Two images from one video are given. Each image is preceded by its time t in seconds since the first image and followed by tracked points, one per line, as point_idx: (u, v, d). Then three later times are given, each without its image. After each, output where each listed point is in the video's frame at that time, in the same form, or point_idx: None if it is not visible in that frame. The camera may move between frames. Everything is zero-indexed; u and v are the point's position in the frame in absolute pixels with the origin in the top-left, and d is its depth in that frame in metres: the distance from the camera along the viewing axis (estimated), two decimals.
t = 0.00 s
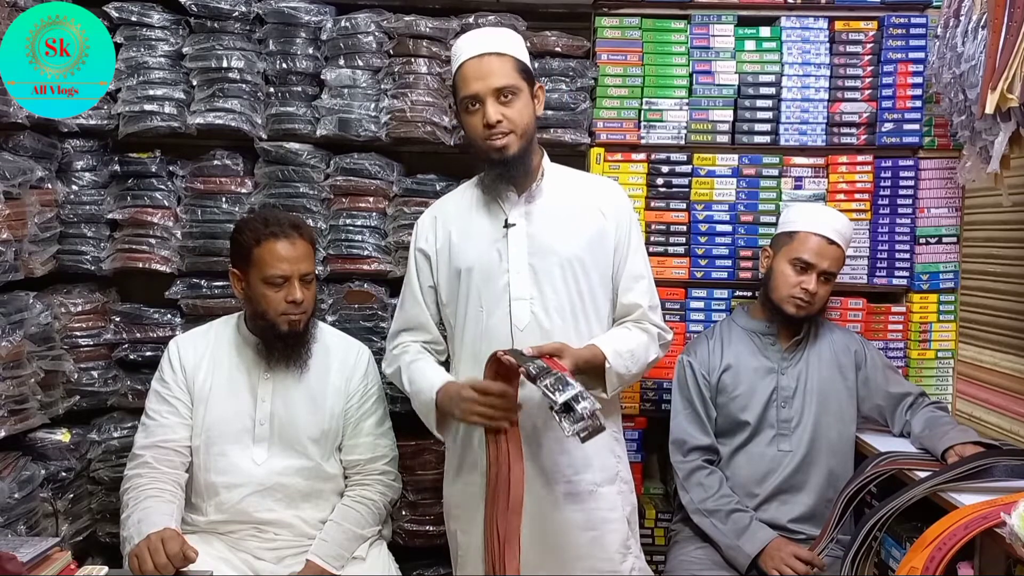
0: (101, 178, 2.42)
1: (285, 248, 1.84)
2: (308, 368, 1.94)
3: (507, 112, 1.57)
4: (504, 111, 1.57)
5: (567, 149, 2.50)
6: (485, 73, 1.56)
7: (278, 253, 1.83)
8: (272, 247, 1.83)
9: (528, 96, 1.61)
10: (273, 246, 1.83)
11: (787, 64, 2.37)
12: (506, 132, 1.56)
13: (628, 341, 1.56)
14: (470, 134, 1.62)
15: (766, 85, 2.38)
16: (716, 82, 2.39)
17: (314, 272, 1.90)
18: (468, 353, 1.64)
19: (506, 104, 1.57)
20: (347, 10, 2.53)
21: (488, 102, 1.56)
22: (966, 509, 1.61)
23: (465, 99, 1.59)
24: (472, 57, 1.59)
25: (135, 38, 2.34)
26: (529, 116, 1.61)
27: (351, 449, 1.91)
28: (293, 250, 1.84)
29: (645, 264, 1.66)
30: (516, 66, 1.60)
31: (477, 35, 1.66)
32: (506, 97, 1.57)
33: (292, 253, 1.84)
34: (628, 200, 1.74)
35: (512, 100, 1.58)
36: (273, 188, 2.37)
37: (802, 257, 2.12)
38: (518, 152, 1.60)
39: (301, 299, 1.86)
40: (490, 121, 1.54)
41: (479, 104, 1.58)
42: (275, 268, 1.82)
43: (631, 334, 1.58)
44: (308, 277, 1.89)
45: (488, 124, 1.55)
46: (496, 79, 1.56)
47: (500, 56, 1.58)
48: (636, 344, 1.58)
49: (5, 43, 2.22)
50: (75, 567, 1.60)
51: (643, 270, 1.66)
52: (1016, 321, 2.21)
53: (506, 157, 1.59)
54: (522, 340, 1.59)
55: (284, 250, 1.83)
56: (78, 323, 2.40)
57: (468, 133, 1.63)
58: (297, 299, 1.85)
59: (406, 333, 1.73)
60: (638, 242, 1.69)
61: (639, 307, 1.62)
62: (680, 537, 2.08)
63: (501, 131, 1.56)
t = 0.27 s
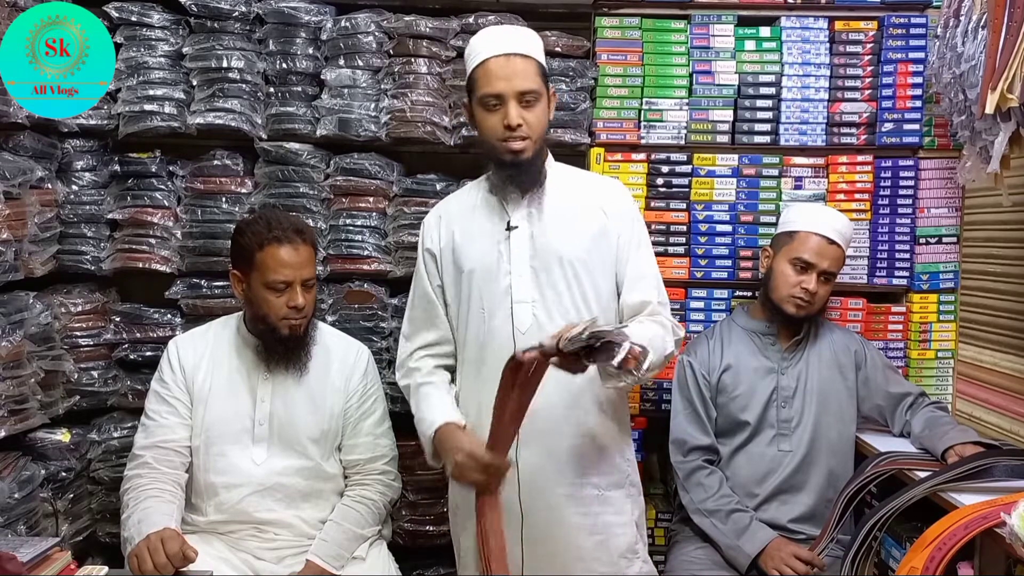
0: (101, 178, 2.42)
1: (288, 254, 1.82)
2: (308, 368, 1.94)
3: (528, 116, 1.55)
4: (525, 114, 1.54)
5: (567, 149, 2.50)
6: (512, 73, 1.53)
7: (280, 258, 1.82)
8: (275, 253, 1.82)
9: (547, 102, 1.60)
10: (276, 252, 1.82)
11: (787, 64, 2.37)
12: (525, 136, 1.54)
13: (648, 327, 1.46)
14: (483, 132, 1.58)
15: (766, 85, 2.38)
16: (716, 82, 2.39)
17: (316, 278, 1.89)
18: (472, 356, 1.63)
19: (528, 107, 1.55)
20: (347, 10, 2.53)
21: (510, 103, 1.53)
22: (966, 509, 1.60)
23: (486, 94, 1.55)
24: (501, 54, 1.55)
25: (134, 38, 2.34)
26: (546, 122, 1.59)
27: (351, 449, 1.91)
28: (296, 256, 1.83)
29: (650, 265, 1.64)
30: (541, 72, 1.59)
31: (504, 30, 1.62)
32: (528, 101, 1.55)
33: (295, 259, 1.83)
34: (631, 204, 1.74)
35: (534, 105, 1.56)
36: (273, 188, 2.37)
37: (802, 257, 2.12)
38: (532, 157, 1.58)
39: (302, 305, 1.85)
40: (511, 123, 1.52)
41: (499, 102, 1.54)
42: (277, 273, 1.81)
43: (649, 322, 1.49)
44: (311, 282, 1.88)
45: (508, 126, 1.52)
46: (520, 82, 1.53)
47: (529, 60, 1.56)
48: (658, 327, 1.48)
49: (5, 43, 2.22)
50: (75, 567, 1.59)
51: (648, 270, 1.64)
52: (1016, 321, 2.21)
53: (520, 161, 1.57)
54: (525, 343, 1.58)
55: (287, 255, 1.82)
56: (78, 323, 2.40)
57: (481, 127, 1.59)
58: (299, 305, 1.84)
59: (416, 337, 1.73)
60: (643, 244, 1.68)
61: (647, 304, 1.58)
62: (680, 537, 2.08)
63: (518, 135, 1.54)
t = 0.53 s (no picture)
0: (101, 178, 2.42)
1: (288, 254, 1.82)
2: (309, 369, 1.94)
3: (568, 119, 1.50)
4: (565, 116, 1.49)
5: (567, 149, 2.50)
6: (561, 75, 1.47)
7: (280, 259, 1.81)
8: (274, 253, 1.81)
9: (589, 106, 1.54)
10: (275, 252, 1.81)
11: (787, 64, 2.37)
12: (560, 138, 1.50)
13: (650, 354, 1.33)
14: (517, 125, 1.54)
15: (766, 85, 2.38)
16: (716, 82, 2.39)
17: (315, 279, 1.88)
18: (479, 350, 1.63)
19: (569, 109, 1.49)
20: (347, 10, 2.53)
21: (553, 104, 1.48)
22: (966, 508, 1.59)
23: (530, 90, 1.48)
24: (551, 53, 1.49)
25: (135, 38, 2.34)
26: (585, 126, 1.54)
27: (351, 449, 1.91)
28: (295, 256, 1.82)
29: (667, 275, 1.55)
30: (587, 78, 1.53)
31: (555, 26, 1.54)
32: (570, 103, 1.49)
33: (294, 260, 1.82)
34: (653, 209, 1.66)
35: (576, 110, 1.51)
36: (273, 188, 2.37)
37: (802, 258, 2.12)
38: (564, 160, 1.54)
39: (301, 306, 1.84)
40: (549, 123, 1.47)
41: (542, 100, 1.48)
42: (277, 274, 1.81)
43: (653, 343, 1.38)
44: (310, 283, 1.87)
45: (546, 125, 1.48)
46: (565, 84, 1.47)
47: (578, 65, 1.50)
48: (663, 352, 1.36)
49: (5, 44, 2.20)
50: (74, 567, 1.57)
51: (662, 280, 1.54)
52: (1016, 321, 2.21)
53: (550, 163, 1.53)
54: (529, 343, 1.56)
55: (287, 256, 1.81)
56: (78, 323, 2.40)
57: (518, 120, 1.52)
58: (297, 306, 1.83)
59: (426, 325, 1.72)
60: (656, 252, 1.60)
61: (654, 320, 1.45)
62: (680, 537, 2.08)
63: (555, 138, 1.50)
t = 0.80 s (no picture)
0: (101, 178, 2.42)
1: (286, 254, 1.81)
2: (309, 369, 1.94)
3: (608, 132, 1.35)
4: (605, 129, 1.34)
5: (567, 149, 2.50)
6: (604, 85, 1.30)
7: (278, 259, 1.80)
8: (273, 253, 1.81)
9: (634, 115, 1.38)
10: (274, 252, 1.81)
11: (787, 64, 2.37)
12: (598, 152, 1.36)
13: (637, 435, 1.19)
14: (553, 129, 1.39)
15: (766, 85, 2.38)
16: (716, 82, 2.39)
17: (314, 278, 1.87)
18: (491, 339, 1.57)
19: (610, 121, 1.34)
20: (347, 10, 2.53)
21: (591, 115, 1.32)
22: (965, 509, 1.59)
23: (568, 97, 1.32)
24: (596, 58, 1.32)
25: (135, 38, 2.34)
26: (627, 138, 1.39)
27: (351, 449, 1.91)
28: (294, 256, 1.82)
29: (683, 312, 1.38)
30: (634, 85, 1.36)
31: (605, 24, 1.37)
32: (612, 115, 1.33)
33: (293, 259, 1.81)
34: (690, 224, 1.49)
35: (618, 121, 1.35)
36: (273, 188, 2.37)
37: (802, 258, 2.12)
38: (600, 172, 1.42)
39: (300, 306, 1.84)
40: (587, 137, 1.33)
41: (581, 109, 1.32)
42: (275, 273, 1.80)
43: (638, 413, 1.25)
44: (309, 283, 1.86)
45: (584, 139, 1.33)
46: (609, 94, 1.31)
47: (626, 72, 1.33)
48: (652, 433, 1.23)
49: (5, 43, 2.20)
50: (75, 567, 1.56)
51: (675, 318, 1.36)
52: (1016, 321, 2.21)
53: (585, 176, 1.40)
54: (531, 348, 1.48)
55: (285, 256, 1.80)
56: (78, 323, 2.40)
57: (554, 125, 1.38)
58: (296, 305, 1.83)
59: (454, 294, 1.66)
60: (678, 282, 1.41)
61: (657, 362, 1.30)
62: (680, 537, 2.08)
63: (590, 151, 1.36)
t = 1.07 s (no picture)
0: (101, 178, 2.42)
1: (285, 253, 1.81)
2: (309, 369, 1.94)
3: (641, 149, 1.31)
4: (639, 146, 1.31)
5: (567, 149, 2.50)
6: (640, 100, 1.26)
7: (277, 258, 1.80)
8: (271, 252, 1.80)
9: (669, 132, 1.34)
10: (273, 251, 1.80)
11: (787, 64, 2.37)
12: (629, 168, 1.33)
13: (638, 467, 1.17)
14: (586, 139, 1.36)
15: (766, 85, 2.38)
16: (716, 82, 2.39)
17: (313, 277, 1.87)
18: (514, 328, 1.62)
19: (645, 138, 1.30)
20: (347, 10, 2.53)
21: (625, 131, 1.29)
22: (966, 508, 1.59)
23: (603, 111, 1.29)
24: (636, 71, 1.28)
25: (135, 38, 2.34)
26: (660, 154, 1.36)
27: (351, 449, 1.91)
28: (293, 256, 1.81)
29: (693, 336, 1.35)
30: (674, 101, 1.31)
31: (647, 32, 1.34)
32: (647, 132, 1.30)
33: (291, 258, 1.81)
34: (714, 243, 1.46)
35: (653, 138, 1.31)
36: (273, 188, 2.37)
37: (802, 259, 2.12)
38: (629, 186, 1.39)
39: (299, 305, 1.84)
40: (619, 154, 1.29)
41: (615, 124, 1.29)
42: (274, 273, 1.80)
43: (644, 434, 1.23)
44: (307, 282, 1.86)
45: (615, 155, 1.30)
46: (647, 112, 1.27)
47: (665, 88, 1.28)
48: (654, 463, 1.20)
49: (5, 43, 2.18)
50: (74, 567, 1.55)
51: (683, 340, 1.35)
52: (1016, 321, 2.20)
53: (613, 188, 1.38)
54: (546, 349, 1.51)
55: (284, 255, 1.80)
56: (78, 323, 2.40)
57: (587, 136, 1.35)
58: (295, 305, 1.83)
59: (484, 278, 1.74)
60: (692, 303, 1.39)
61: (664, 391, 1.29)
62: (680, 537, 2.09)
63: (620, 166, 1.32)
